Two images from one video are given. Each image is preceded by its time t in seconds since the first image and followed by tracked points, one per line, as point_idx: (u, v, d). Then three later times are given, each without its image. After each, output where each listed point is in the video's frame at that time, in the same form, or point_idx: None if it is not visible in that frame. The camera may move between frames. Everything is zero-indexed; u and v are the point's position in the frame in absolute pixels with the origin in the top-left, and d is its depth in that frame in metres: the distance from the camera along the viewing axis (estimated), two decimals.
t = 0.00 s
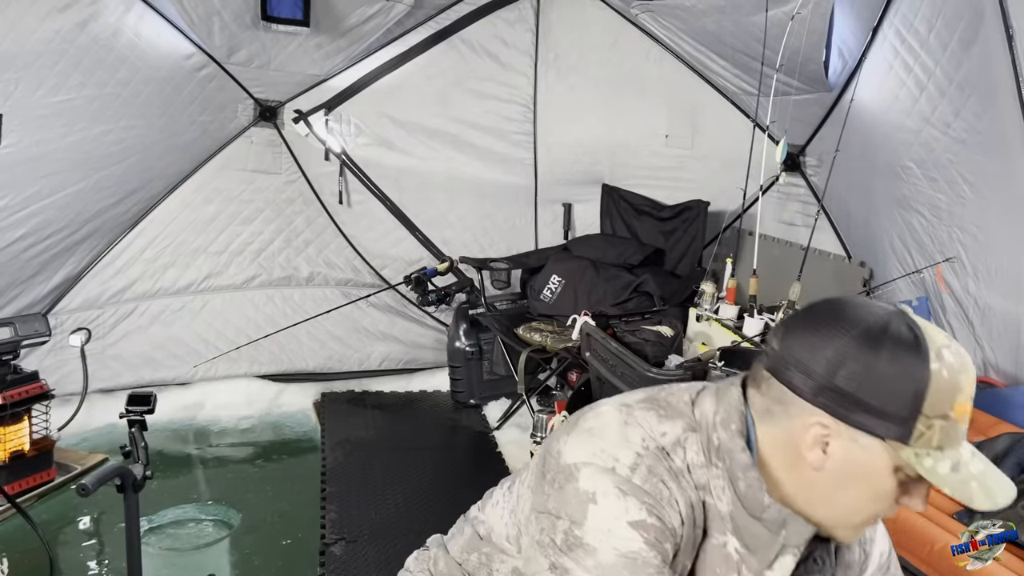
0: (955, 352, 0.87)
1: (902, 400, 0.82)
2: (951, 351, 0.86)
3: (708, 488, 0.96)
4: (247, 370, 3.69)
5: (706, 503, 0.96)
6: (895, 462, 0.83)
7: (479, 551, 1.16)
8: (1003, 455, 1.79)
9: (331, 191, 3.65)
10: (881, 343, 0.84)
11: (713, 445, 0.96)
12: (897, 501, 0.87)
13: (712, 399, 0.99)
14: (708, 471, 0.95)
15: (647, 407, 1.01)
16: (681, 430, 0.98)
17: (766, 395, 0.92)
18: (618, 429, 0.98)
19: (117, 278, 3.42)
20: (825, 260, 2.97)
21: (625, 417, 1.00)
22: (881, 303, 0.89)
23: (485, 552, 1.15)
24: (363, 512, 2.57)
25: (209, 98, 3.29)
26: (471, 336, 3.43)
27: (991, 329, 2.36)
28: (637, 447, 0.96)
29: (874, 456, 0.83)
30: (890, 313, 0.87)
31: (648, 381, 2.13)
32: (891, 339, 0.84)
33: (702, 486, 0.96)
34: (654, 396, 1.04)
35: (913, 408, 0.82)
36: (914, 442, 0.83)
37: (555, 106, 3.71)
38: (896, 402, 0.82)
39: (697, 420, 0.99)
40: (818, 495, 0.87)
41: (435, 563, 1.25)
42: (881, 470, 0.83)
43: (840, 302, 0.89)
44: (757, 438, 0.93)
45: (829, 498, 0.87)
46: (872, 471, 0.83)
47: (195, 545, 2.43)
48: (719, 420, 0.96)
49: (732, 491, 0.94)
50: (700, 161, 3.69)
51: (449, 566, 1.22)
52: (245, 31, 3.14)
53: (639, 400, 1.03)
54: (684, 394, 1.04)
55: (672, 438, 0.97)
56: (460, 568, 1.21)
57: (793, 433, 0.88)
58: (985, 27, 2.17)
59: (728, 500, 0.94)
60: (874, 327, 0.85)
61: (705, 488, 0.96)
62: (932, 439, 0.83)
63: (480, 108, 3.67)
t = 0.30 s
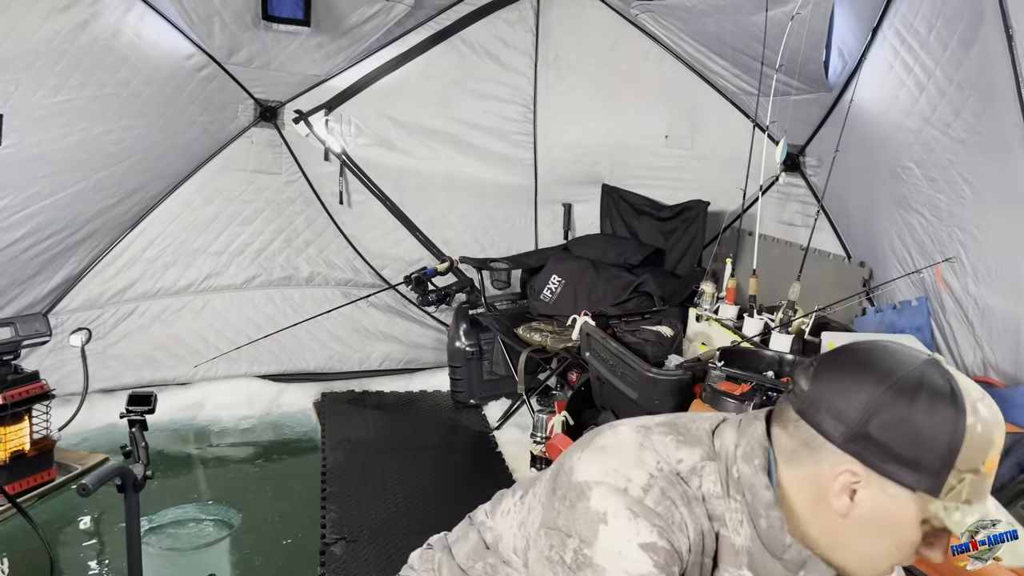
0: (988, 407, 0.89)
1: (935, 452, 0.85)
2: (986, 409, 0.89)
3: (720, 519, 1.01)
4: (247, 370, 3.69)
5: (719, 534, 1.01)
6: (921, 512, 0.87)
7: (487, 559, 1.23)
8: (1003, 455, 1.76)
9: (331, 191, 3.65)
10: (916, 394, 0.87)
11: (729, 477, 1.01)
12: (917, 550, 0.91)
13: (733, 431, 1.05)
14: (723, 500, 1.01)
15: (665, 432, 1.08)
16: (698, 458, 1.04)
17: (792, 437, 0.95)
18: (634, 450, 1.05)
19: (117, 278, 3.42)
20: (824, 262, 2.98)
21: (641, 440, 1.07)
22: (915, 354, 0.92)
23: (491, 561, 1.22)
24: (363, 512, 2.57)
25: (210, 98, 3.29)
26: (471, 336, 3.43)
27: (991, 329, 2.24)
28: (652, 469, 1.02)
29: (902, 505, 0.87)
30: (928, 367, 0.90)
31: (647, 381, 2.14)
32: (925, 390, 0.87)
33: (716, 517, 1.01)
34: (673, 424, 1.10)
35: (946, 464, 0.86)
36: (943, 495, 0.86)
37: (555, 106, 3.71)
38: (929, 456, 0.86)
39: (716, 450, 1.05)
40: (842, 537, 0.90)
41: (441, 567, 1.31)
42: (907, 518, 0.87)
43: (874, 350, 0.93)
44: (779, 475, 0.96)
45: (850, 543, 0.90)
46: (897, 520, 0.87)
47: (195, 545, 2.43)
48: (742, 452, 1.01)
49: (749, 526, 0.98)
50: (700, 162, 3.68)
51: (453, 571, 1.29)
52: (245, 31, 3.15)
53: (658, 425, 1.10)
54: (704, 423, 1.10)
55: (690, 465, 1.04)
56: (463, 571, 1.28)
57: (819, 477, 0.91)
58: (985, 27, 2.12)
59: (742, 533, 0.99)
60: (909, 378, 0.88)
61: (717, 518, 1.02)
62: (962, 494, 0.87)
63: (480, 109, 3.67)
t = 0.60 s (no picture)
0: (982, 445, 0.80)
1: (913, 493, 0.79)
2: (980, 449, 0.80)
3: (707, 521, 1.02)
4: (247, 370, 3.69)
5: (708, 535, 1.02)
6: (898, 552, 0.82)
7: (491, 564, 1.25)
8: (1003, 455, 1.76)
9: (331, 191, 3.65)
10: (897, 430, 0.81)
11: (714, 477, 1.01)
12: None
13: (720, 429, 1.03)
14: (710, 502, 1.02)
15: (647, 437, 1.10)
16: (682, 460, 1.06)
17: (774, 457, 0.92)
18: (616, 456, 1.08)
19: (117, 278, 3.42)
20: (824, 259, 2.98)
21: (624, 445, 1.09)
22: (910, 381, 0.85)
23: (496, 566, 1.23)
24: (363, 512, 2.57)
25: (210, 98, 3.29)
26: (471, 336, 3.43)
27: (991, 328, 2.24)
28: (634, 473, 1.05)
29: (878, 543, 0.82)
30: (919, 398, 0.82)
31: (647, 382, 2.14)
32: (908, 425, 0.81)
33: (704, 519, 1.03)
34: (658, 428, 1.12)
35: (926, 507, 0.79)
36: (920, 537, 0.80)
37: (555, 106, 3.71)
38: (906, 497, 0.80)
39: (702, 451, 1.05)
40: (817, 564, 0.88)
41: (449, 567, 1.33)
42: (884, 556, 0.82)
43: (864, 376, 0.87)
44: (761, 495, 0.93)
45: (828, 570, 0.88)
46: (871, 556, 0.83)
47: (196, 545, 2.43)
48: (727, 454, 0.99)
49: (737, 528, 0.97)
50: (700, 162, 3.68)
51: (460, 571, 1.30)
52: (245, 32, 3.15)
53: (642, 430, 1.13)
54: (691, 424, 1.11)
55: (675, 468, 1.05)
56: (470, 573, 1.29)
57: (795, 503, 0.88)
58: (985, 27, 2.12)
59: (730, 535, 0.99)
60: (892, 411, 0.82)
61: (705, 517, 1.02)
62: (943, 536, 0.81)
63: (480, 109, 3.67)
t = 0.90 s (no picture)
0: (970, 500, 0.82)
1: (899, 545, 0.81)
2: (970, 502, 0.82)
3: (702, 532, 1.01)
4: (247, 370, 3.69)
5: (700, 546, 1.01)
6: None
7: (489, 566, 1.25)
8: (1002, 455, 1.75)
9: (331, 191, 3.66)
10: (889, 481, 0.81)
11: (709, 488, 1.00)
12: None
13: (715, 439, 1.03)
14: (702, 513, 1.01)
15: (642, 446, 1.10)
16: (678, 470, 1.05)
17: (761, 486, 0.91)
18: (612, 465, 1.07)
19: (117, 278, 3.42)
20: (824, 262, 2.98)
21: (619, 454, 1.09)
22: (905, 426, 0.84)
23: (494, 568, 1.24)
24: (363, 512, 2.57)
25: (210, 98, 3.29)
26: (471, 336, 3.43)
27: (991, 328, 2.24)
28: (630, 483, 1.05)
29: None
30: (912, 445, 0.82)
31: (647, 382, 2.14)
32: (901, 477, 0.81)
33: (697, 529, 1.01)
34: (653, 437, 1.12)
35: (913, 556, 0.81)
36: None
37: (555, 106, 3.71)
38: (894, 546, 0.81)
39: (696, 461, 1.05)
40: None
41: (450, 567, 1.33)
42: None
43: (858, 417, 0.86)
44: (751, 517, 0.92)
45: None
46: None
47: (195, 545, 2.43)
48: (720, 465, 0.98)
49: (727, 541, 0.96)
50: (700, 162, 3.68)
51: (461, 572, 1.31)
52: (245, 32, 3.15)
53: (637, 438, 1.12)
54: (686, 434, 1.11)
55: (670, 477, 1.05)
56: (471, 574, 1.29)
57: (781, 535, 0.89)
58: (985, 26, 2.12)
59: (723, 547, 0.98)
60: (885, 461, 0.81)
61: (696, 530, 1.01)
62: None
63: (480, 109, 3.67)
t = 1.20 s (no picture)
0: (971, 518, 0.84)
1: (901, 566, 0.83)
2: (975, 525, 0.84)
3: (701, 543, 1.01)
4: (247, 370, 3.69)
5: (700, 557, 1.01)
6: None
7: (489, 570, 1.25)
8: (1002, 455, 1.75)
9: (331, 191, 3.66)
10: (891, 504, 0.83)
11: (708, 500, 0.99)
12: None
13: (715, 449, 1.02)
14: (701, 525, 1.01)
15: (642, 455, 1.09)
16: (677, 481, 1.05)
17: (763, 503, 0.93)
18: (611, 475, 1.07)
19: (118, 278, 3.43)
20: (824, 263, 2.97)
21: (618, 463, 1.08)
22: (911, 446, 0.85)
23: (494, 571, 1.24)
24: (363, 512, 2.57)
25: (210, 99, 3.29)
26: (471, 336, 3.43)
27: (991, 328, 2.24)
28: (629, 493, 1.04)
29: None
30: (918, 467, 0.84)
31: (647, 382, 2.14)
32: (903, 501, 0.83)
33: (697, 541, 1.01)
34: (653, 446, 1.11)
35: None
36: None
37: (555, 106, 3.71)
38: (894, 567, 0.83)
39: (696, 471, 1.05)
40: None
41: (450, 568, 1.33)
42: None
43: (863, 438, 0.87)
44: (754, 532, 0.94)
45: None
46: None
47: (196, 545, 2.43)
48: (720, 477, 0.98)
49: (727, 553, 0.96)
50: (700, 162, 3.68)
51: (461, 573, 1.31)
52: (245, 32, 3.15)
53: (636, 447, 1.11)
54: (687, 443, 1.10)
55: (669, 488, 1.04)
56: None
57: (781, 552, 0.91)
58: (985, 26, 2.12)
59: (723, 559, 0.97)
60: (888, 484, 0.83)
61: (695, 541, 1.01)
62: None
63: (480, 109, 3.67)
